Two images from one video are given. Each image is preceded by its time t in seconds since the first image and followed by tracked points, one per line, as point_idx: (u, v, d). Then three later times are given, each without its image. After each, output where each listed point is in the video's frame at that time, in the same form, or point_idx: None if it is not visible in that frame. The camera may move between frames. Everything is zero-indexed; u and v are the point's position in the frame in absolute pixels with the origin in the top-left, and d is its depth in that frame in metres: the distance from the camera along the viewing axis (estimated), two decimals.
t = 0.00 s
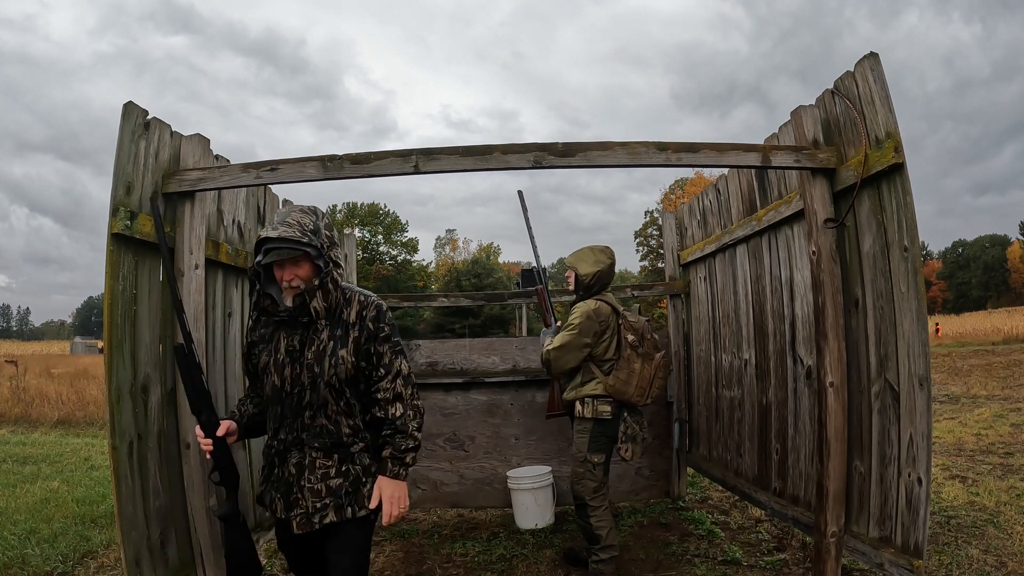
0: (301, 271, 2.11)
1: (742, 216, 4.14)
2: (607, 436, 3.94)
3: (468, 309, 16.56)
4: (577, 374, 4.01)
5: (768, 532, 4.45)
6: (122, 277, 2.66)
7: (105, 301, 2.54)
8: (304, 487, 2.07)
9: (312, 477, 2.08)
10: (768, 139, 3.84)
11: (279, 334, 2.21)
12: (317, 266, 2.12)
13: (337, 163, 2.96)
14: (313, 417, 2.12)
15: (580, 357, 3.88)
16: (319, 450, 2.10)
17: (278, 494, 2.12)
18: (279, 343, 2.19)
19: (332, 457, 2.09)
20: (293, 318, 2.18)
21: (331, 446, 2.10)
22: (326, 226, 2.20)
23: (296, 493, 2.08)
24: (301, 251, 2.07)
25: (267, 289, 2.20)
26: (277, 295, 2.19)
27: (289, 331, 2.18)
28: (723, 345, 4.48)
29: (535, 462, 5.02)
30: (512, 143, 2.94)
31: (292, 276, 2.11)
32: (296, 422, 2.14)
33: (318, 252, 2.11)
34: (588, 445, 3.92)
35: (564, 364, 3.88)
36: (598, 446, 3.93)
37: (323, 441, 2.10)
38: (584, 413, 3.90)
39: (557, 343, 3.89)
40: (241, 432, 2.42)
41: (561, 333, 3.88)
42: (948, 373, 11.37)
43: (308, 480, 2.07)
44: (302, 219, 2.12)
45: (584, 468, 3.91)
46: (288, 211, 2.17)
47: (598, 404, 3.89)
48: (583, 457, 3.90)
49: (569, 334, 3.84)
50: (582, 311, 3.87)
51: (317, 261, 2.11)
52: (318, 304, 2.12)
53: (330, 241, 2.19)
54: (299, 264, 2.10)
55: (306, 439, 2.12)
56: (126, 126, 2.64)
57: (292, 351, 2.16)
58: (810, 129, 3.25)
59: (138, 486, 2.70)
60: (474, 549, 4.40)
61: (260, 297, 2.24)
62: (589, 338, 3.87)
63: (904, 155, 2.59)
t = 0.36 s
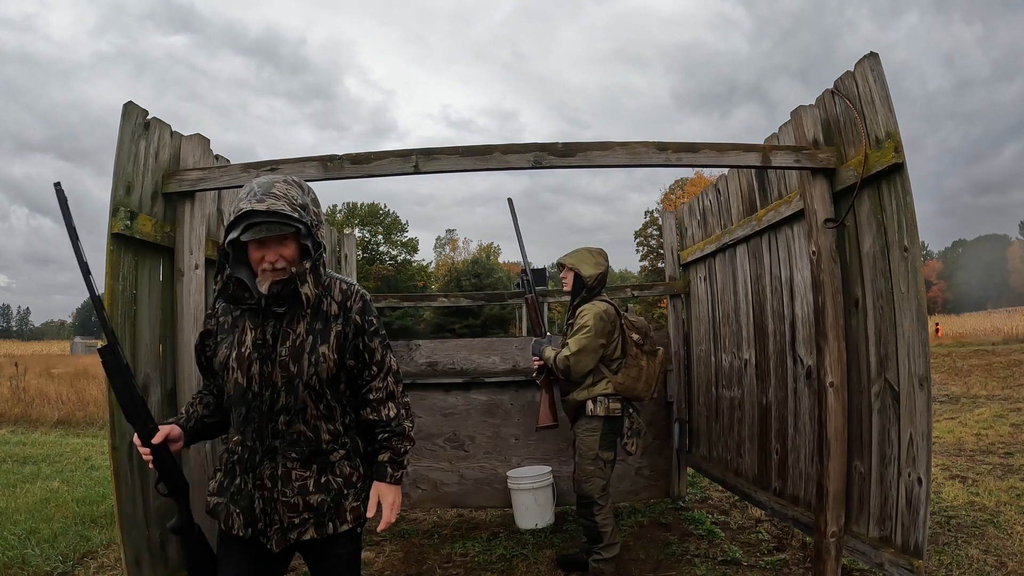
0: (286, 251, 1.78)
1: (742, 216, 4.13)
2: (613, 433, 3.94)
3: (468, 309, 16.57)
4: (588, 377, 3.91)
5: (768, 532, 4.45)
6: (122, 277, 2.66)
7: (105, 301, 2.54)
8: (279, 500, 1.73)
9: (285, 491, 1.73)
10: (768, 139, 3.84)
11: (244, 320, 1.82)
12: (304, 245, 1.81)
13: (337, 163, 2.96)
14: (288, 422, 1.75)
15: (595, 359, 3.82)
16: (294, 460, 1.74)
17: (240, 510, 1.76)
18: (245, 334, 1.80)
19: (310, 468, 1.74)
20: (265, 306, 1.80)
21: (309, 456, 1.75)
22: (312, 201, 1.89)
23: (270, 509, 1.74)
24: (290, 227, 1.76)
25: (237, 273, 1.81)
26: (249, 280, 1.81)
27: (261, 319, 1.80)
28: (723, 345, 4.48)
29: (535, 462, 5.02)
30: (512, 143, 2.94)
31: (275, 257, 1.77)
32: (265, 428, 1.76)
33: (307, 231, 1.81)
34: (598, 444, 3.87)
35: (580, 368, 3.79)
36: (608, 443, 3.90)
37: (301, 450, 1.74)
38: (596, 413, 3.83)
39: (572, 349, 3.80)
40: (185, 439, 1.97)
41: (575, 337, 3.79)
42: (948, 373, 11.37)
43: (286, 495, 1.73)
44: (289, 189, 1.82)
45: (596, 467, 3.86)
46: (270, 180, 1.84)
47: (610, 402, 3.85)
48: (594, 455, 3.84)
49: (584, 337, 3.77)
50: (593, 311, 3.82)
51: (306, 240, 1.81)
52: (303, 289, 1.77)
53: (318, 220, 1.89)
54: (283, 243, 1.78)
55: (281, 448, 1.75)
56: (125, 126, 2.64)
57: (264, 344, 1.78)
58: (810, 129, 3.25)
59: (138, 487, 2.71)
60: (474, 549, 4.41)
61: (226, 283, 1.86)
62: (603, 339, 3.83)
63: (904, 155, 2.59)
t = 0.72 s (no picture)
0: (206, 234, 1.71)
1: (742, 216, 4.13)
2: (619, 430, 3.90)
3: (468, 309, 16.59)
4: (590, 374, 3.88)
5: (768, 532, 4.45)
6: (122, 277, 2.66)
7: (105, 301, 2.54)
8: (198, 517, 1.63)
9: (206, 506, 1.63)
10: (768, 140, 3.84)
11: (160, 320, 1.74)
12: (226, 229, 1.74)
13: (337, 163, 2.96)
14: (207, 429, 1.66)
15: (599, 356, 3.83)
16: (215, 470, 1.66)
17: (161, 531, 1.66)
18: (160, 332, 1.71)
19: (233, 477, 1.66)
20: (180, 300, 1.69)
21: (231, 464, 1.66)
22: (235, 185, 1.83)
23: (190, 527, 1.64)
24: (213, 207, 1.70)
25: (150, 261, 1.69)
26: (165, 270, 1.70)
27: (178, 317, 1.70)
28: (723, 345, 4.48)
29: (535, 462, 5.03)
30: (512, 143, 2.94)
31: (194, 239, 1.69)
32: (182, 435, 1.67)
33: (230, 213, 1.74)
34: (606, 440, 3.86)
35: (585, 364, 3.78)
36: (616, 440, 3.89)
37: (222, 459, 1.65)
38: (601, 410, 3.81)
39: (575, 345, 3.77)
40: (108, 464, 1.83)
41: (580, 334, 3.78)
42: (948, 373, 11.37)
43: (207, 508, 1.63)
44: (212, 169, 1.75)
45: (605, 463, 3.83)
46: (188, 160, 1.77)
47: (615, 398, 3.83)
48: (605, 451, 3.82)
49: (590, 334, 3.77)
50: (597, 311, 3.84)
51: (228, 223, 1.74)
52: (221, 272, 1.66)
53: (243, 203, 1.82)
54: (204, 225, 1.71)
55: (199, 457, 1.66)
56: (126, 126, 2.64)
57: (180, 341, 1.68)
58: (809, 129, 3.25)
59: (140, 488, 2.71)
60: (474, 549, 4.41)
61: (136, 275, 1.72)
62: (606, 339, 3.85)
63: (904, 155, 2.59)
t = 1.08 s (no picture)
0: (152, 227, 1.60)
1: (742, 216, 4.13)
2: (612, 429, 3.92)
3: (468, 309, 16.59)
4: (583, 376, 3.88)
5: (768, 532, 4.45)
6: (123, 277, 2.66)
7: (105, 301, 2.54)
8: (142, 534, 1.55)
9: (150, 521, 1.55)
10: (768, 140, 3.84)
11: (94, 320, 1.60)
12: (172, 222, 1.65)
13: (337, 163, 2.96)
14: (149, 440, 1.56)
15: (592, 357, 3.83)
16: (159, 482, 1.57)
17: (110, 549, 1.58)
18: (94, 334, 1.59)
19: (179, 490, 1.58)
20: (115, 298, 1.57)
21: (177, 476, 1.58)
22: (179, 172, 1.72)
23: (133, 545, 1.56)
24: (161, 199, 1.60)
25: (86, 257, 1.57)
26: (101, 267, 1.59)
27: (115, 315, 1.58)
28: (723, 345, 4.48)
29: (535, 462, 5.03)
30: (512, 143, 2.94)
31: (140, 233, 1.58)
32: (121, 447, 1.56)
33: (176, 206, 1.65)
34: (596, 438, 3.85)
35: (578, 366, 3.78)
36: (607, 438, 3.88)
37: (166, 471, 1.57)
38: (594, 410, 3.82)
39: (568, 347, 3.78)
40: (32, 477, 1.71)
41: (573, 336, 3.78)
42: (948, 373, 11.36)
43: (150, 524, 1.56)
44: (155, 155, 1.64)
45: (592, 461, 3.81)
46: (128, 144, 1.63)
47: (608, 397, 3.85)
48: (592, 449, 3.81)
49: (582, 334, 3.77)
50: (589, 310, 3.83)
51: (174, 215, 1.65)
52: (166, 270, 1.57)
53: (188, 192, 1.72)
54: (150, 218, 1.60)
55: (141, 469, 1.57)
56: (125, 126, 2.66)
57: (117, 343, 1.56)
58: (810, 129, 3.25)
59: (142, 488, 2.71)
60: (474, 549, 4.41)
61: (68, 272, 1.59)
62: (599, 338, 3.84)
63: (904, 155, 2.59)
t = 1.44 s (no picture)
0: (107, 220, 1.51)
1: (742, 216, 4.13)
2: (603, 439, 3.86)
3: (468, 309, 16.60)
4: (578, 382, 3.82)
5: (768, 532, 4.45)
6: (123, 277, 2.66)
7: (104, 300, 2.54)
8: (72, 553, 1.44)
9: (81, 541, 1.44)
10: (768, 140, 3.84)
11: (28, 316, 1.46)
12: (127, 214, 1.55)
13: (337, 163, 2.96)
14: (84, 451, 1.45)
15: (589, 364, 3.77)
16: (92, 500, 1.46)
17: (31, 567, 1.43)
18: (30, 330, 1.45)
19: (112, 509, 1.47)
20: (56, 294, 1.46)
21: (111, 494, 1.47)
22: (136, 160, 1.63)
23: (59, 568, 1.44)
24: (119, 188, 1.50)
25: (29, 248, 1.45)
26: (45, 260, 1.47)
27: (55, 313, 1.46)
28: (723, 345, 4.48)
29: (535, 462, 5.03)
30: (511, 143, 2.94)
31: (96, 226, 1.48)
32: (54, 459, 1.43)
33: (133, 197, 1.55)
34: (586, 449, 3.79)
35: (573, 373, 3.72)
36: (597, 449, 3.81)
37: (100, 488, 1.46)
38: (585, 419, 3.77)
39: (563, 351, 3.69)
40: None
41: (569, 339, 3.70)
42: (948, 373, 11.37)
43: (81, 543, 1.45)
44: (113, 139, 1.54)
45: (581, 473, 3.75)
46: (85, 125, 1.53)
47: (600, 406, 3.79)
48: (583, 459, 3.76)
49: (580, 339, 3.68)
50: (588, 314, 3.76)
51: (129, 207, 1.56)
52: (116, 267, 1.49)
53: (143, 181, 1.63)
54: (104, 210, 1.51)
55: (74, 484, 1.45)
56: (125, 126, 2.66)
57: (55, 344, 1.44)
58: (810, 129, 3.25)
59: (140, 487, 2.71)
60: (474, 549, 4.41)
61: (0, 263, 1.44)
62: (596, 344, 3.78)
63: (904, 155, 2.59)
